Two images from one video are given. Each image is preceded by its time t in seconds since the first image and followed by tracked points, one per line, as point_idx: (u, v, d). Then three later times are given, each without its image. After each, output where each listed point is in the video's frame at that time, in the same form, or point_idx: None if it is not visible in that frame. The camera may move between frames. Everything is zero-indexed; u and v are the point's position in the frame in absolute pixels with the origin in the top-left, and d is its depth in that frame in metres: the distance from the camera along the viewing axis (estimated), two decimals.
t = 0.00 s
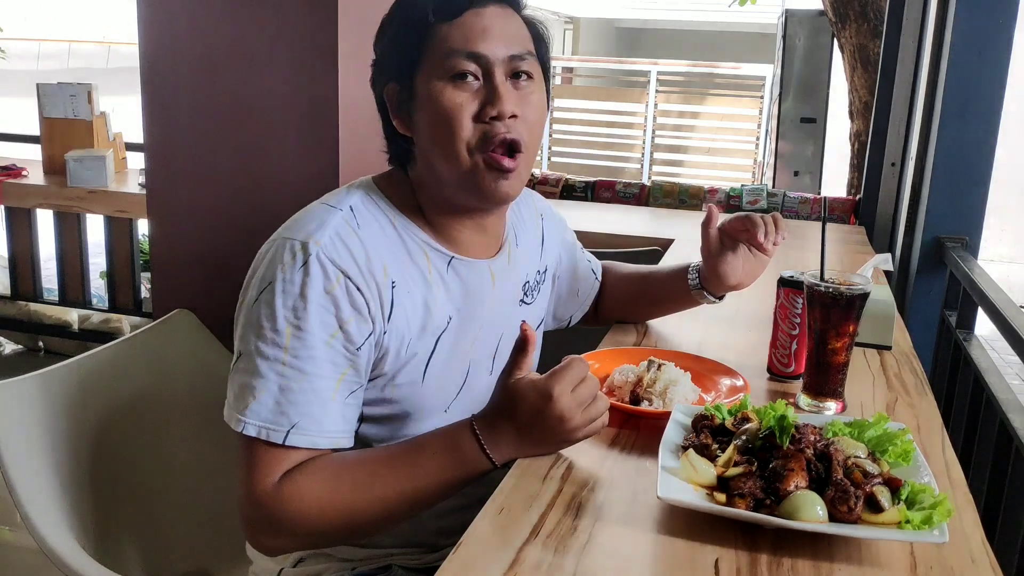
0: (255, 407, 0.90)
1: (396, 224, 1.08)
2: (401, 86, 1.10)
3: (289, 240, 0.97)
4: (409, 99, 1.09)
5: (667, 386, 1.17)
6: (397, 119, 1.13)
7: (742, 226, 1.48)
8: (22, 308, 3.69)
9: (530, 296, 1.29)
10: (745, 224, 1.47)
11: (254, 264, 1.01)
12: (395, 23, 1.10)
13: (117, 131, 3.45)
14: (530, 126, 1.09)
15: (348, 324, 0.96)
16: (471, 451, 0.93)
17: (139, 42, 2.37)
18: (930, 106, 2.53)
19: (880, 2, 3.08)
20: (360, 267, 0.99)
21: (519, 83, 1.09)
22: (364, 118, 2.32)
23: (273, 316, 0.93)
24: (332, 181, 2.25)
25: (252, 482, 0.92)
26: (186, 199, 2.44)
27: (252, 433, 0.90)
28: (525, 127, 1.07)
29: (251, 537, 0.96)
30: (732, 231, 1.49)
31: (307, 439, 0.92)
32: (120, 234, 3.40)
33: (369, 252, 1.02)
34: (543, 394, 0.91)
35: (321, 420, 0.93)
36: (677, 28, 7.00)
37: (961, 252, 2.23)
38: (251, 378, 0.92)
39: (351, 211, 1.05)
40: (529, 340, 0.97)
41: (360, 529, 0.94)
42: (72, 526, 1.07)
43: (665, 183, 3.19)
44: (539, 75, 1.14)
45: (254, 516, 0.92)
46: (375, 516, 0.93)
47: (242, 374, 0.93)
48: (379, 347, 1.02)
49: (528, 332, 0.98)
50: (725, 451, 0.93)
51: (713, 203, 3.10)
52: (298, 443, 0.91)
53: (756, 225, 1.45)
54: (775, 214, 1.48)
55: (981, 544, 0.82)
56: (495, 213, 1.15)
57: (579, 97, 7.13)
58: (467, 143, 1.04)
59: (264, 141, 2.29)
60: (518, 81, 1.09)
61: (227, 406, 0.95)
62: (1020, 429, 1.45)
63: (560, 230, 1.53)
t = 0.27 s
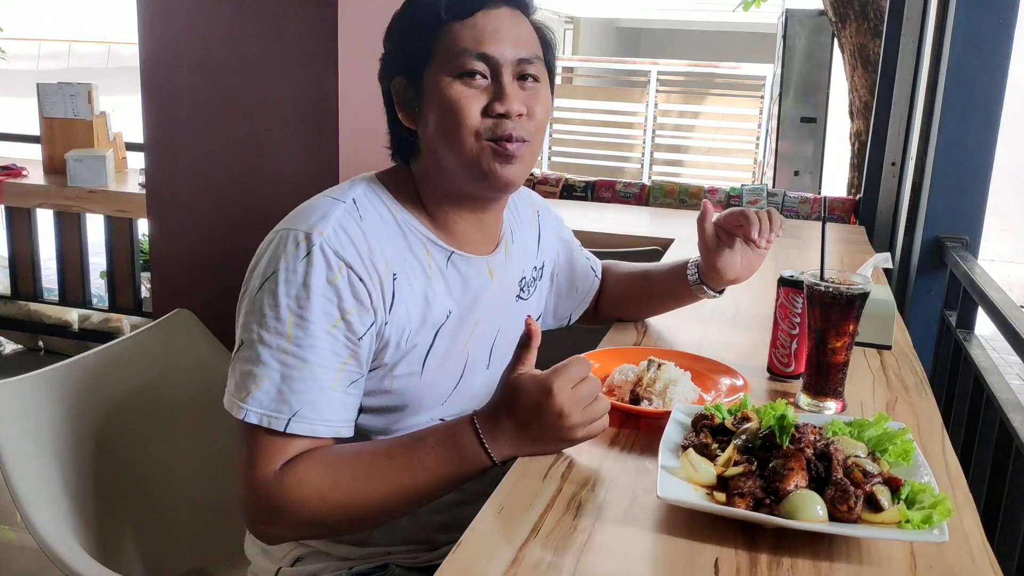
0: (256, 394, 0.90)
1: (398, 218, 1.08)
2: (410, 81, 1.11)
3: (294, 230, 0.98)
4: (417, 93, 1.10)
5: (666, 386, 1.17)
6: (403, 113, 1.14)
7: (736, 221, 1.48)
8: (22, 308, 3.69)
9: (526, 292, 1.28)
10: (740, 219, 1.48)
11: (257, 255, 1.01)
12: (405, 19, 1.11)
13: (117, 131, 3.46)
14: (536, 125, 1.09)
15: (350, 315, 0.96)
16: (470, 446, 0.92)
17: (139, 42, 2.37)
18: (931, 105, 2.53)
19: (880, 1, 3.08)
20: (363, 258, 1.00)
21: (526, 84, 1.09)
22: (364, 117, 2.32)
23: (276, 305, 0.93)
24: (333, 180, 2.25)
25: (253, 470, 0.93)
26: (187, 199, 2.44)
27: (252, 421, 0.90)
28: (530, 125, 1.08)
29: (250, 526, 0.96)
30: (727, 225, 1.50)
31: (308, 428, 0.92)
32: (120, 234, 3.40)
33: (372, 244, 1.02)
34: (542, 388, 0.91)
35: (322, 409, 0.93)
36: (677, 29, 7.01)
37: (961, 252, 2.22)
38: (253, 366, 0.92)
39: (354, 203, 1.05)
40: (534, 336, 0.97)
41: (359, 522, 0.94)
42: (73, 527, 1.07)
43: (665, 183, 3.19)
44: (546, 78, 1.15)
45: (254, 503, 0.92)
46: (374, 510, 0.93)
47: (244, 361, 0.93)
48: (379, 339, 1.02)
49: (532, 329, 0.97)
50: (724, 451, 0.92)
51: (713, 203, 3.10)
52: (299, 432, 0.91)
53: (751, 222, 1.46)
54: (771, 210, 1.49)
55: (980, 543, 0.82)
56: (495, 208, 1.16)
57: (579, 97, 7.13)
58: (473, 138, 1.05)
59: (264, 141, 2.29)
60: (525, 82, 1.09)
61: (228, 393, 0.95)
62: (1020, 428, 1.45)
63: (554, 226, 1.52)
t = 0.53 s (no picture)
0: (269, 373, 0.89)
1: (409, 209, 1.10)
2: (433, 75, 1.12)
3: (312, 214, 0.99)
4: (437, 88, 1.11)
5: (666, 386, 1.17)
6: (422, 105, 1.15)
7: (729, 209, 1.50)
8: (22, 307, 3.70)
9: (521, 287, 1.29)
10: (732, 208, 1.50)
11: (268, 239, 1.01)
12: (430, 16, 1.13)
13: (117, 131, 3.46)
14: (551, 127, 1.12)
15: (365, 299, 0.97)
16: (475, 437, 0.92)
17: (140, 42, 2.37)
18: (931, 105, 2.53)
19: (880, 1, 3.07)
20: (378, 244, 1.01)
21: (546, 88, 1.12)
22: (363, 117, 2.32)
23: (292, 285, 0.93)
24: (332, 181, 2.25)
25: (257, 448, 0.92)
26: (187, 199, 2.44)
27: (264, 400, 0.89)
28: (547, 127, 1.11)
29: (248, 507, 0.94)
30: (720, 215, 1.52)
31: (319, 409, 0.91)
32: (120, 233, 3.40)
33: (385, 232, 1.03)
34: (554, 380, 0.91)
35: (334, 391, 0.93)
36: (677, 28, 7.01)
37: (961, 251, 2.22)
38: (266, 345, 0.91)
39: (369, 191, 1.07)
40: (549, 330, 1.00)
41: (361, 506, 0.93)
42: (75, 527, 1.08)
43: (666, 183, 3.19)
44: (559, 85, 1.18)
45: (256, 481, 0.91)
46: (377, 494, 0.92)
47: (256, 341, 0.92)
48: (389, 325, 1.03)
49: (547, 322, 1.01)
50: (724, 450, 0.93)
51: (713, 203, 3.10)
52: (310, 412, 0.91)
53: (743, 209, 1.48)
54: (763, 197, 1.50)
55: (979, 542, 0.82)
56: (501, 205, 1.18)
57: (579, 97, 7.13)
58: (496, 135, 1.07)
59: (264, 141, 2.29)
60: (545, 86, 1.12)
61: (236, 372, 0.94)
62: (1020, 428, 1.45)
63: (544, 222, 1.53)
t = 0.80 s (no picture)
0: (269, 363, 0.89)
1: (402, 202, 1.10)
2: (412, 71, 1.13)
3: (308, 206, 0.99)
4: (417, 82, 1.13)
5: (666, 387, 1.17)
6: (402, 103, 1.16)
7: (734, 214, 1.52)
8: (23, 308, 3.70)
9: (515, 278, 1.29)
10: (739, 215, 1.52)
11: (263, 235, 1.02)
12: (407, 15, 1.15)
13: (117, 131, 3.46)
14: (532, 114, 1.14)
15: (361, 288, 0.97)
16: (474, 435, 0.93)
17: (140, 43, 2.37)
18: (931, 105, 2.53)
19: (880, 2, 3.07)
20: (373, 235, 1.01)
21: (525, 78, 1.14)
22: (363, 118, 2.32)
23: (288, 276, 0.93)
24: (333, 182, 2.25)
25: (257, 441, 0.91)
26: (187, 199, 2.44)
27: (265, 390, 0.89)
28: (528, 113, 1.13)
29: (248, 500, 0.94)
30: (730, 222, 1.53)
31: (319, 397, 0.92)
32: (120, 234, 3.40)
33: (380, 224, 1.04)
34: (554, 379, 0.92)
35: (334, 379, 0.93)
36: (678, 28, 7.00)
37: (961, 252, 2.23)
38: (264, 336, 0.91)
39: (363, 184, 1.07)
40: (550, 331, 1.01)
41: (359, 500, 0.93)
42: (77, 528, 1.09)
43: (666, 183, 3.19)
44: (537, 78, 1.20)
45: (255, 474, 0.91)
46: (375, 489, 0.92)
47: (254, 333, 0.93)
48: (385, 315, 1.03)
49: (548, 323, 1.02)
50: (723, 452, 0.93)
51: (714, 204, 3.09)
52: (311, 401, 0.91)
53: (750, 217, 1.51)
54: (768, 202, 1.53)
55: (978, 543, 0.82)
56: (490, 196, 1.18)
57: (579, 97, 7.13)
58: (476, 121, 1.09)
59: (264, 141, 2.30)
60: (524, 76, 1.14)
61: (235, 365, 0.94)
62: (1018, 429, 1.45)
63: (541, 219, 1.52)
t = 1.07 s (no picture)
0: (263, 370, 0.90)
1: (393, 205, 1.10)
2: (445, 72, 1.10)
3: (298, 213, 1.00)
4: (448, 83, 1.10)
5: (665, 389, 1.18)
6: (425, 100, 1.12)
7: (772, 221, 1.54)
8: (25, 309, 3.72)
9: (507, 279, 1.29)
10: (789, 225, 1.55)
11: (257, 242, 1.02)
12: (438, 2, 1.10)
13: (118, 132, 3.47)
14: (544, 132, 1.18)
15: (354, 293, 0.97)
16: (474, 438, 0.94)
17: (141, 45, 2.38)
18: (930, 107, 2.54)
19: (879, 3, 3.08)
20: (364, 239, 1.02)
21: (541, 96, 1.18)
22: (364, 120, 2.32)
23: (280, 283, 0.94)
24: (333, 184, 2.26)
25: (255, 446, 0.91)
26: (188, 201, 2.45)
27: (259, 396, 0.90)
28: (544, 130, 1.17)
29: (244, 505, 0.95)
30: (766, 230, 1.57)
31: (315, 403, 0.92)
32: (121, 234, 3.41)
33: (371, 227, 1.04)
34: (550, 383, 0.93)
35: (329, 384, 0.93)
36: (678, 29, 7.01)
37: (959, 254, 2.23)
38: (258, 344, 0.92)
39: (353, 189, 1.07)
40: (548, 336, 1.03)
41: (358, 504, 0.93)
42: (77, 531, 1.09)
43: (665, 184, 3.19)
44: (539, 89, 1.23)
45: (253, 479, 0.91)
46: (374, 492, 0.93)
47: (249, 341, 0.93)
48: (379, 319, 1.03)
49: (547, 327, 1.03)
50: (722, 453, 0.94)
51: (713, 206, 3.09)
52: (306, 407, 0.92)
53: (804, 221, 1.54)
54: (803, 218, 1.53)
55: (974, 545, 0.83)
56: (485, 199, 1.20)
57: (579, 98, 7.14)
58: (508, 140, 1.11)
59: (265, 143, 2.30)
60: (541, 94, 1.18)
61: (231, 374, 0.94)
62: (1017, 431, 1.46)
63: (528, 218, 1.50)
